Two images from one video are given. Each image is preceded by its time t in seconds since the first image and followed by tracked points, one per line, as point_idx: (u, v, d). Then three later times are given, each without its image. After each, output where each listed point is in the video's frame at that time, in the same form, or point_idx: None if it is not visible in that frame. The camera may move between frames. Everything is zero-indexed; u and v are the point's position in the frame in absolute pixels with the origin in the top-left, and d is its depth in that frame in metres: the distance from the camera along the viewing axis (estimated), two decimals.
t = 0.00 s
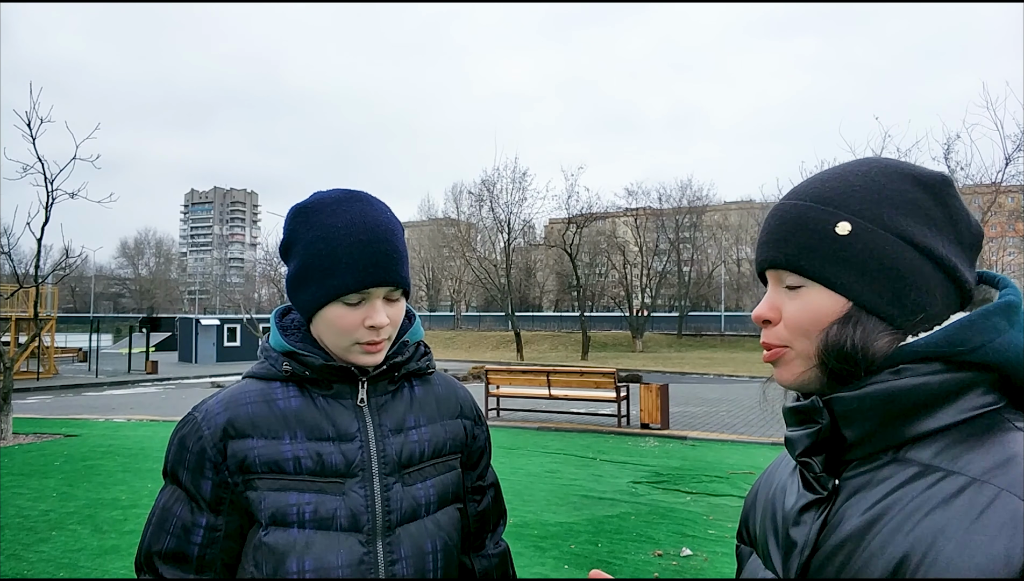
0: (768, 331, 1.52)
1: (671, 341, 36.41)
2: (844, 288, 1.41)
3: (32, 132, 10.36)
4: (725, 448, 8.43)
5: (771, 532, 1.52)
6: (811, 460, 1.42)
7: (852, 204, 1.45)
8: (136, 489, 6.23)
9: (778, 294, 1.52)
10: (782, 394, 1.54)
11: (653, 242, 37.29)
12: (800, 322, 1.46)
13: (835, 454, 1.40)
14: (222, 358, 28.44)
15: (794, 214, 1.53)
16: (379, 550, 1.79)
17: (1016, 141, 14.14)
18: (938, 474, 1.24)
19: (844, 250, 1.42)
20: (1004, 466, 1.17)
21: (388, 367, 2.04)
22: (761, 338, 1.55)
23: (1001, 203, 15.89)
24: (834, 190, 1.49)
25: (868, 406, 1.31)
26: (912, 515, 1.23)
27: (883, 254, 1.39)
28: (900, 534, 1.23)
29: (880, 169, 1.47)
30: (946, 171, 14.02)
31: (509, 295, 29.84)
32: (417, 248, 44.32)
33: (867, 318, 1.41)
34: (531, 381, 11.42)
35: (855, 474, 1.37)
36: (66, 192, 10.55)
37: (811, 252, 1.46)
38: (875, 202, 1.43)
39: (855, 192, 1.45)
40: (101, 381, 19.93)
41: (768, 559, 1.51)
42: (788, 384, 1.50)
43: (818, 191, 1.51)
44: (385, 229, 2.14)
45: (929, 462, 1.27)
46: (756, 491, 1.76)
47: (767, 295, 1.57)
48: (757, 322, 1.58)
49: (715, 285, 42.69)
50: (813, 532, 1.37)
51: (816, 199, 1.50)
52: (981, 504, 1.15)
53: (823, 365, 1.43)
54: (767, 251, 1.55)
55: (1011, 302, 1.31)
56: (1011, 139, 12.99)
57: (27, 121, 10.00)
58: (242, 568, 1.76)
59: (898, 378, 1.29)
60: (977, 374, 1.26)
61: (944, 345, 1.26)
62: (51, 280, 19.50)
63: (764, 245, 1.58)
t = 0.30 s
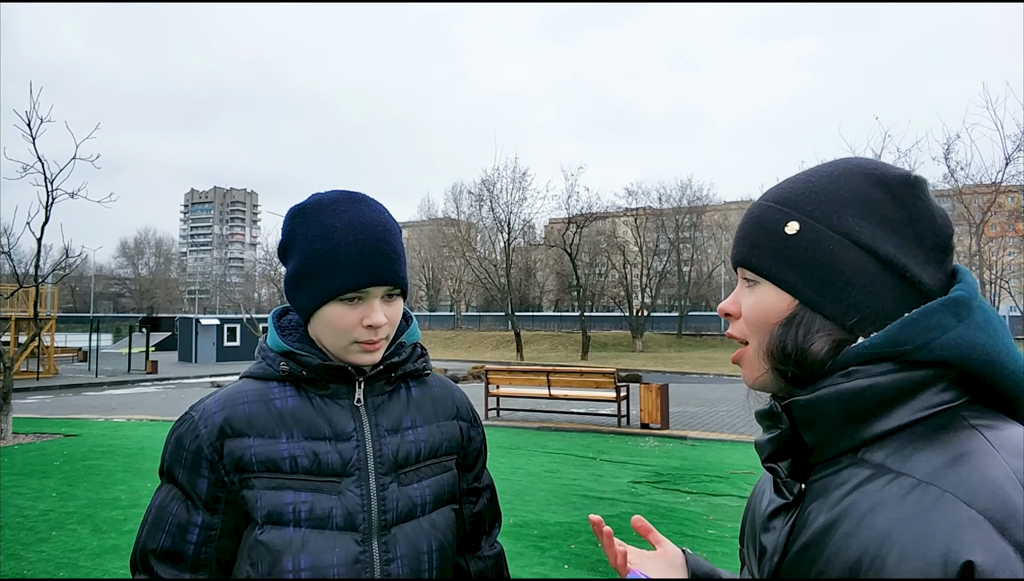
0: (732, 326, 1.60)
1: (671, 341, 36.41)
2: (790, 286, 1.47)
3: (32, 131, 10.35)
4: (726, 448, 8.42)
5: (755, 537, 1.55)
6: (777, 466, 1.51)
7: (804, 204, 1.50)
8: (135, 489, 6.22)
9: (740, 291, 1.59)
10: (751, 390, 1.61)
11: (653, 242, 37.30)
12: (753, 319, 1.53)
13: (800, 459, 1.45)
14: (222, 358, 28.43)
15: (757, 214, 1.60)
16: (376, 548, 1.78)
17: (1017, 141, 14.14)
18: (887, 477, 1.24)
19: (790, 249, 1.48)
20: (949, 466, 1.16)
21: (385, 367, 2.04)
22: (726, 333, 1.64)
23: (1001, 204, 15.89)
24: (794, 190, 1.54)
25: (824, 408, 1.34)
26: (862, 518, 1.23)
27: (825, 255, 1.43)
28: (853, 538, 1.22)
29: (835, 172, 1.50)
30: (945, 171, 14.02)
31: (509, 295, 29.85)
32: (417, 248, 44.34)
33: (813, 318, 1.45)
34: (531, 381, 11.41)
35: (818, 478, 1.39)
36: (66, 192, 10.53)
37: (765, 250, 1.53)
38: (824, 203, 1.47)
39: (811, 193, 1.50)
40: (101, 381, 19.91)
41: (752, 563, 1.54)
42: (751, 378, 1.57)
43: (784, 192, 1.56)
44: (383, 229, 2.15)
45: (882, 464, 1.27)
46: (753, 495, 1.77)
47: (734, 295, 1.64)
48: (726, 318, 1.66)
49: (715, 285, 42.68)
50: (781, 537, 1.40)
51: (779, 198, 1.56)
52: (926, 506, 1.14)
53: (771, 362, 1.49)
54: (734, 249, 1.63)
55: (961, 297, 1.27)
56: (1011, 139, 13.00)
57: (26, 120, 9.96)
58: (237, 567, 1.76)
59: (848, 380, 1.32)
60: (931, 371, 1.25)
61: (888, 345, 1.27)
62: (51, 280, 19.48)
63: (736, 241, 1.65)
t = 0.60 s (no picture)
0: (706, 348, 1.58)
1: (671, 341, 36.42)
2: (759, 303, 1.46)
3: (32, 132, 10.35)
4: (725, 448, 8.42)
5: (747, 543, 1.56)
6: (761, 475, 1.53)
7: (759, 219, 1.50)
8: (135, 489, 6.22)
9: (712, 312, 1.57)
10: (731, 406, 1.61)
11: (653, 242, 37.32)
12: (729, 340, 1.52)
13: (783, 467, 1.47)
14: (222, 358, 28.44)
15: (712, 236, 1.59)
16: (369, 548, 1.79)
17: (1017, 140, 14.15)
18: (868, 483, 1.24)
19: (752, 265, 1.48)
20: (925, 471, 1.16)
21: (379, 367, 2.03)
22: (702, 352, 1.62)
23: (1001, 203, 15.90)
24: (744, 207, 1.54)
25: (800, 418, 1.35)
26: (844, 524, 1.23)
27: (789, 269, 1.43)
28: (835, 544, 1.23)
29: (783, 183, 1.51)
30: (945, 171, 14.05)
31: (509, 295, 29.87)
32: (417, 248, 44.39)
33: (786, 330, 1.44)
34: (531, 381, 11.41)
35: (801, 487, 1.39)
36: (66, 192, 10.55)
37: (729, 270, 1.52)
38: (780, 216, 1.47)
39: (764, 208, 1.50)
40: (101, 381, 19.92)
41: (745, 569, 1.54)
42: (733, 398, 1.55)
43: (732, 209, 1.57)
44: (378, 228, 2.15)
45: (860, 471, 1.27)
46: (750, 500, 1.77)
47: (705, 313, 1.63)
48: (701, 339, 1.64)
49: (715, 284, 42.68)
50: (770, 544, 1.41)
51: (729, 217, 1.56)
52: (901, 514, 1.15)
53: (750, 379, 1.48)
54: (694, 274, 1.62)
55: (930, 298, 1.27)
56: (1011, 138, 13.01)
57: (25, 121, 9.95)
58: (232, 567, 1.77)
59: (824, 389, 1.32)
60: (908, 374, 1.25)
61: (860, 353, 1.27)
62: (51, 280, 19.49)
63: (695, 265, 1.64)
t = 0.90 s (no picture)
0: (724, 345, 1.54)
1: (670, 341, 36.42)
2: (786, 299, 1.44)
3: (32, 131, 10.38)
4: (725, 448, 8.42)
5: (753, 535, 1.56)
6: (772, 468, 1.53)
7: (784, 215, 1.48)
8: (135, 488, 6.23)
9: (731, 310, 1.54)
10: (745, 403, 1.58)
11: (653, 242, 37.33)
12: (750, 336, 1.49)
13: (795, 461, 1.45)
14: (222, 358, 28.45)
15: (734, 229, 1.56)
16: (366, 548, 1.79)
17: (1016, 141, 14.17)
18: (882, 480, 1.25)
19: (779, 260, 1.45)
20: (941, 470, 1.17)
21: (376, 366, 2.03)
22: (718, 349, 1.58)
23: (1001, 203, 15.91)
24: (765, 202, 1.53)
25: (817, 413, 1.34)
26: (856, 519, 1.24)
27: (820, 262, 1.42)
28: (847, 539, 1.23)
29: (806, 178, 1.50)
30: (945, 171, 14.07)
31: (509, 295, 29.90)
32: (417, 248, 44.46)
33: (813, 326, 1.43)
34: (531, 380, 11.42)
35: (812, 482, 1.39)
36: (65, 192, 10.56)
37: (753, 265, 1.49)
38: (806, 209, 1.46)
39: (788, 203, 1.48)
40: (101, 381, 19.92)
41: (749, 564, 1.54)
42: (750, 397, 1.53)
43: (753, 204, 1.55)
44: (375, 228, 2.16)
45: (875, 467, 1.28)
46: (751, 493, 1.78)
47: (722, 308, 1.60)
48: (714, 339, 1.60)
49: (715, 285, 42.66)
50: (777, 539, 1.41)
51: (752, 212, 1.54)
52: (917, 511, 1.15)
53: (772, 376, 1.45)
54: (713, 270, 1.59)
55: (958, 295, 1.27)
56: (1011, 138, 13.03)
57: (25, 121, 9.93)
58: (229, 566, 1.77)
59: (841, 385, 1.31)
60: (926, 373, 1.24)
61: (882, 349, 1.26)
62: (51, 280, 19.52)
63: (712, 262, 1.61)
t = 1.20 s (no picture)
0: (769, 366, 1.42)
1: (670, 341, 36.41)
2: (851, 309, 1.35)
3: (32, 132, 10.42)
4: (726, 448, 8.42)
5: (767, 533, 1.48)
6: (808, 468, 1.41)
7: (827, 221, 1.40)
8: (135, 489, 6.24)
9: (771, 325, 1.43)
10: (780, 420, 1.46)
11: (652, 242, 37.34)
12: (805, 351, 1.38)
13: (832, 462, 1.38)
14: (222, 358, 28.47)
15: (772, 241, 1.43)
16: (362, 546, 1.79)
17: (1015, 141, 14.20)
18: (936, 482, 1.22)
19: (838, 269, 1.36)
20: (1005, 472, 1.16)
21: (370, 366, 2.03)
22: (760, 372, 1.45)
23: (1000, 204, 15.93)
24: (800, 207, 1.43)
25: (872, 416, 1.29)
26: (908, 522, 1.21)
27: (876, 267, 1.36)
28: (897, 542, 1.20)
29: (837, 180, 1.44)
30: (945, 171, 14.08)
31: (508, 295, 29.91)
32: (417, 248, 44.50)
33: (874, 333, 1.37)
34: (531, 381, 11.42)
35: (851, 483, 1.34)
36: (65, 192, 10.60)
37: (803, 277, 1.37)
38: (851, 212, 1.39)
39: (829, 207, 1.40)
40: (101, 381, 19.95)
41: (765, 566, 1.46)
42: (799, 415, 1.42)
43: (782, 209, 1.45)
44: (371, 227, 2.16)
45: (928, 469, 1.25)
46: (748, 490, 1.74)
47: (754, 326, 1.48)
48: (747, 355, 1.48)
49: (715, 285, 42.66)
50: (809, 538, 1.34)
51: (785, 220, 1.43)
52: (981, 513, 1.14)
53: (837, 391, 1.36)
54: (742, 284, 1.45)
55: (1012, 302, 1.29)
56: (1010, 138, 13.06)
57: (26, 122, 9.91)
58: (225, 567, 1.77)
59: (897, 388, 1.28)
60: (977, 378, 1.26)
61: (944, 351, 1.25)
62: (52, 280, 19.56)
63: (732, 274, 1.49)
